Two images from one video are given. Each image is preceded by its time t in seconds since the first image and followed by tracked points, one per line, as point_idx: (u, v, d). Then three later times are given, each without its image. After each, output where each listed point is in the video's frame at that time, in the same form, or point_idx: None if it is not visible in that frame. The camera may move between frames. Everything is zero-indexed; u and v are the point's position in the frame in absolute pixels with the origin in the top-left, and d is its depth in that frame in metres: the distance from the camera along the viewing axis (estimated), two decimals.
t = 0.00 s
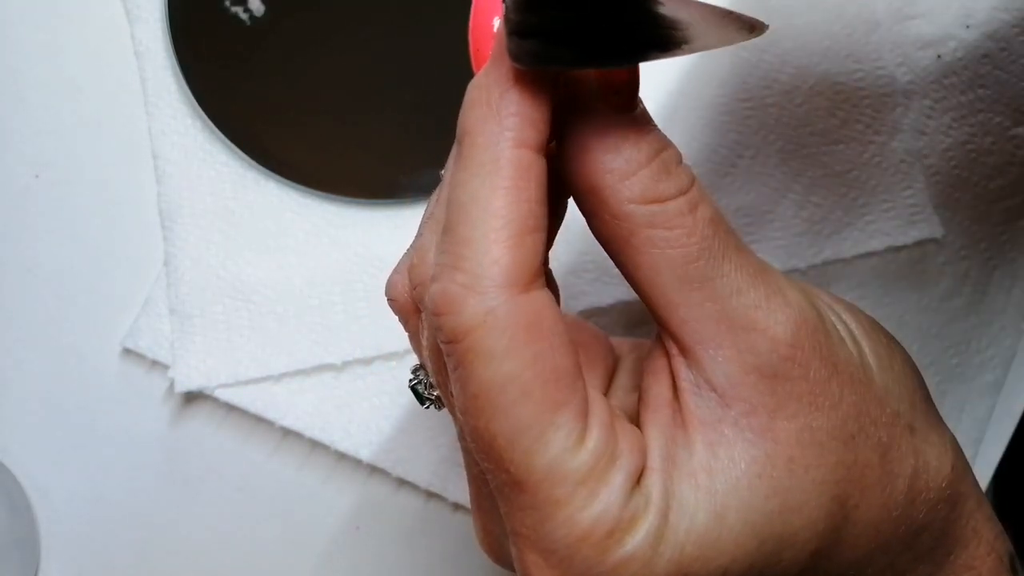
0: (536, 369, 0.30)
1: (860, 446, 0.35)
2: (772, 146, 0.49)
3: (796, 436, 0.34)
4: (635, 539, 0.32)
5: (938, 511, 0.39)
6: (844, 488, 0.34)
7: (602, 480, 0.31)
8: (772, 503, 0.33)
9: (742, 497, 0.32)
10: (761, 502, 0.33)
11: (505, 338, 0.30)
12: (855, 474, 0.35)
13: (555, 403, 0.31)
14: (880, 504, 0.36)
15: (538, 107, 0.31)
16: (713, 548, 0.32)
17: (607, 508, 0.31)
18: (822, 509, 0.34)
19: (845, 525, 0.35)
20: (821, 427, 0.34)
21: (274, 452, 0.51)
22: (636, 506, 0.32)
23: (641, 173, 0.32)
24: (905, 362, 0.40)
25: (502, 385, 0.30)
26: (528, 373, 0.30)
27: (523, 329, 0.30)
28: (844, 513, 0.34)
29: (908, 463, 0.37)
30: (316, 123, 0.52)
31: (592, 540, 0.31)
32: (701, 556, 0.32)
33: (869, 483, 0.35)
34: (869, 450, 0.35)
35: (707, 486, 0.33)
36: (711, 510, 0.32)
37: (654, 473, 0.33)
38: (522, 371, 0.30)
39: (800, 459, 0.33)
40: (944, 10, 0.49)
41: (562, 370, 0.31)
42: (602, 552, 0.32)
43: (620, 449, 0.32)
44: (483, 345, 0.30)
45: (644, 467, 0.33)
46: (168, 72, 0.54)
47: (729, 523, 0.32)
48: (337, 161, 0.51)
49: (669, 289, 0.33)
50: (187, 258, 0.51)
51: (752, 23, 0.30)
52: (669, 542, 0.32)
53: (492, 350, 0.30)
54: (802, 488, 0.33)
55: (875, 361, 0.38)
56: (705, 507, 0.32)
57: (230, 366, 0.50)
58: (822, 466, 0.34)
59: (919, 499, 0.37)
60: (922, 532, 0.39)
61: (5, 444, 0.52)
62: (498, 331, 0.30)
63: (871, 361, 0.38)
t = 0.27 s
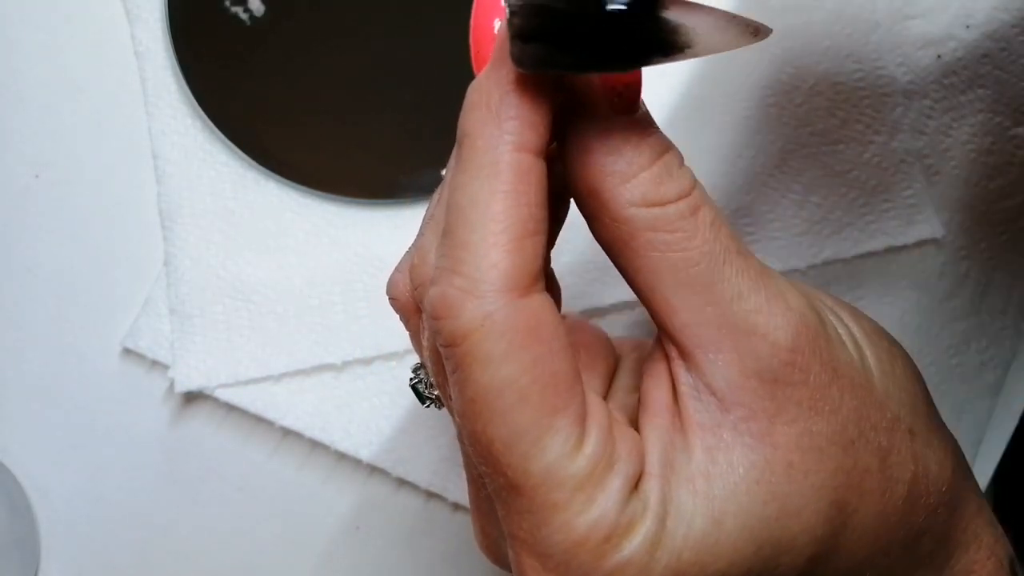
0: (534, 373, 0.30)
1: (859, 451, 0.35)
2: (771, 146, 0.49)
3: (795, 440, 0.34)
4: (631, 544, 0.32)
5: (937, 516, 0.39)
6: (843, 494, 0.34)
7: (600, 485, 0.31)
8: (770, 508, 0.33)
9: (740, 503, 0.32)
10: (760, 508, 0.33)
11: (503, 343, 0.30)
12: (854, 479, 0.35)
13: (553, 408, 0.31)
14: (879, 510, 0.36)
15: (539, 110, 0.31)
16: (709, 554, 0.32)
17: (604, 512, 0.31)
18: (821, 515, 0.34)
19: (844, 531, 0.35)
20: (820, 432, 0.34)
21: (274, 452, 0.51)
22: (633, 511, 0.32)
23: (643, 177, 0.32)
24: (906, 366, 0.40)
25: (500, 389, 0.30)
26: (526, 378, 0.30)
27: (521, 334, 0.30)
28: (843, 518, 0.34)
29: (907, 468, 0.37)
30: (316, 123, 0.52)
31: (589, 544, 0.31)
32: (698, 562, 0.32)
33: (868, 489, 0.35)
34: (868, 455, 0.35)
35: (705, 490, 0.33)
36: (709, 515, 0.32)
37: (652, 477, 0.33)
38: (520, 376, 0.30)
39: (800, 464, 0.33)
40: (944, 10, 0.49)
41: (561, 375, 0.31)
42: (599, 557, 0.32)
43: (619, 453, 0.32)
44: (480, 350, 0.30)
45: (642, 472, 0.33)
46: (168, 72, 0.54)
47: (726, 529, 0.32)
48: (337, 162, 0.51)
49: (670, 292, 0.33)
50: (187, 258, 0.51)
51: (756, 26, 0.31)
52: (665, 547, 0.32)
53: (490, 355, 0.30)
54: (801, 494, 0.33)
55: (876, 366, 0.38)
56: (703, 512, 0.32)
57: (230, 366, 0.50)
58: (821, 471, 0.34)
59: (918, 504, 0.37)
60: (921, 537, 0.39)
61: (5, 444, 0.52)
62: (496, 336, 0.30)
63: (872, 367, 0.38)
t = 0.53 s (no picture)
0: (531, 380, 0.30)
1: (858, 457, 0.35)
2: (771, 146, 0.49)
3: (793, 447, 0.34)
4: (627, 551, 0.32)
5: (936, 522, 0.39)
6: (841, 501, 0.34)
7: (596, 492, 0.32)
8: (767, 515, 0.33)
9: (737, 509, 0.32)
10: (757, 515, 0.33)
11: (499, 350, 0.30)
12: (852, 485, 0.35)
13: (550, 415, 0.31)
14: (877, 516, 0.36)
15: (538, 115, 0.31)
16: (706, 560, 0.32)
17: (600, 519, 0.31)
18: (819, 521, 0.34)
19: (842, 537, 0.35)
20: (819, 438, 0.34)
21: (274, 452, 0.51)
22: (629, 518, 0.32)
23: (642, 182, 0.32)
24: (908, 370, 0.40)
25: (496, 396, 0.30)
26: (523, 385, 0.30)
27: (518, 341, 0.30)
28: (840, 525, 0.34)
29: (906, 474, 0.37)
30: (316, 123, 0.51)
31: (585, 550, 0.32)
32: (694, 567, 0.32)
33: (866, 495, 0.35)
34: (867, 461, 0.35)
35: (702, 497, 0.33)
36: (706, 522, 0.32)
37: (649, 483, 0.33)
38: (516, 383, 0.30)
39: (798, 470, 0.33)
40: (944, 10, 0.49)
41: (558, 382, 0.31)
42: (595, 563, 0.32)
43: (616, 459, 0.32)
44: (477, 356, 0.30)
45: (639, 478, 0.33)
46: (168, 72, 0.54)
47: (722, 536, 0.32)
48: (337, 162, 0.51)
49: (669, 297, 0.33)
50: (187, 258, 0.51)
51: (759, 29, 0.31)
52: (661, 554, 0.32)
53: (486, 361, 0.30)
54: (798, 500, 0.33)
55: (878, 375, 0.38)
56: (699, 519, 0.32)
57: (230, 366, 0.50)
58: (819, 477, 0.34)
59: (917, 509, 0.37)
60: (920, 542, 0.39)
61: (5, 444, 0.52)
62: (492, 343, 0.30)
63: (874, 376, 0.37)
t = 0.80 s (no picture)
0: (530, 384, 0.30)
1: (857, 460, 0.35)
2: (771, 145, 0.49)
3: (792, 450, 0.34)
4: (626, 553, 0.32)
5: (935, 524, 0.39)
6: (840, 503, 0.34)
7: (595, 494, 0.32)
8: (766, 518, 0.33)
9: (736, 511, 0.33)
10: (756, 518, 0.33)
11: (498, 353, 0.30)
12: (851, 488, 0.35)
13: (549, 418, 0.31)
14: (876, 518, 0.36)
15: (537, 118, 0.31)
16: (704, 562, 0.32)
17: (599, 522, 0.31)
18: (818, 524, 0.34)
19: (840, 539, 0.35)
20: (818, 441, 0.34)
21: (274, 452, 0.51)
22: (628, 520, 0.32)
23: (641, 185, 0.32)
24: (908, 372, 0.40)
25: (495, 399, 0.30)
26: (522, 389, 0.30)
27: (517, 345, 0.30)
28: (839, 527, 0.34)
29: (905, 476, 0.37)
30: (317, 124, 0.52)
31: (584, 553, 0.32)
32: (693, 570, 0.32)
33: (865, 497, 0.35)
34: (866, 463, 0.35)
35: (701, 500, 0.33)
36: (705, 524, 0.32)
37: (648, 486, 0.33)
38: (516, 386, 0.30)
39: (797, 473, 0.33)
40: (945, 10, 0.48)
41: (557, 385, 0.31)
42: (594, 565, 0.32)
43: (615, 462, 0.32)
44: (476, 359, 0.30)
45: (638, 480, 0.33)
46: (168, 72, 0.54)
47: (721, 539, 0.32)
48: (337, 162, 0.51)
49: (668, 300, 0.33)
50: (187, 258, 0.51)
51: (758, 36, 0.31)
52: (660, 557, 0.32)
53: (485, 365, 0.30)
54: (797, 503, 0.33)
55: (877, 376, 0.38)
56: (698, 521, 0.32)
57: (230, 366, 0.50)
58: (818, 480, 0.34)
59: (916, 511, 0.37)
60: (919, 544, 0.39)
61: (6, 444, 0.52)
62: (492, 346, 0.30)
63: (872, 376, 0.38)
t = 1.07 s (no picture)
0: (529, 386, 0.30)
1: (856, 461, 0.35)
2: (771, 145, 0.49)
3: (791, 451, 0.34)
4: (625, 555, 0.32)
5: (934, 524, 0.39)
6: (839, 504, 0.34)
7: (594, 496, 0.32)
8: (766, 519, 0.33)
9: (735, 513, 0.33)
10: (755, 519, 0.33)
11: (497, 356, 0.30)
12: (850, 489, 0.35)
13: (547, 420, 0.31)
14: (875, 519, 0.36)
15: (536, 120, 0.31)
16: (704, 563, 0.32)
17: (598, 524, 0.31)
18: (817, 525, 0.34)
19: (839, 540, 0.35)
20: (817, 442, 0.34)
21: (274, 452, 0.51)
22: (628, 522, 0.32)
23: (640, 186, 0.32)
24: (907, 372, 0.40)
25: (494, 401, 0.30)
26: (521, 391, 0.30)
27: (516, 347, 0.30)
28: (838, 528, 0.34)
29: (904, 477, 0.37)
30: (316, 124, 0.51)
31: (584, 555, 0.32)
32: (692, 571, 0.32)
33: (864, 498, 0.35)
34: (865, 464, 0.35)
35: (700, 501, 0.33)
36: (704, 525, 0.32)
37: (647, 488, 0.33)
38: (514, 389, 0.30)
39: (795, 475, 0.33)
40: (944, 10, 0.48)
41: (556, 387, 0.31)
42: (594, 567, 0.32)
43: (614, 464, 0.32)
44: (475, 362, 0.30)
45: (637, 482, 0.33)
46: (168, 72, 0.54)
47: (720, 540, 0.32)
48: (337, 162, 0.51)
49: (667, 301, 0.33)
50: (187, 258, 0.51)
51: (756, 35, 0.31)
52: (659, 558, 0.32)
53: (484, 367, 0.30)
54: (796, 504, 0.33)
55: (875, 377, 0.38)
56: (698, 523, 0.32)
57: (230, 366, 0.50)
58: (817, 481, 0.34)
59: (915, 512, 0.37)
60: (918, 545, 0.39)
61: (6, 444, 0.52)
62: (490, 349, 0.30)
63: (871, 376, 0.38)
